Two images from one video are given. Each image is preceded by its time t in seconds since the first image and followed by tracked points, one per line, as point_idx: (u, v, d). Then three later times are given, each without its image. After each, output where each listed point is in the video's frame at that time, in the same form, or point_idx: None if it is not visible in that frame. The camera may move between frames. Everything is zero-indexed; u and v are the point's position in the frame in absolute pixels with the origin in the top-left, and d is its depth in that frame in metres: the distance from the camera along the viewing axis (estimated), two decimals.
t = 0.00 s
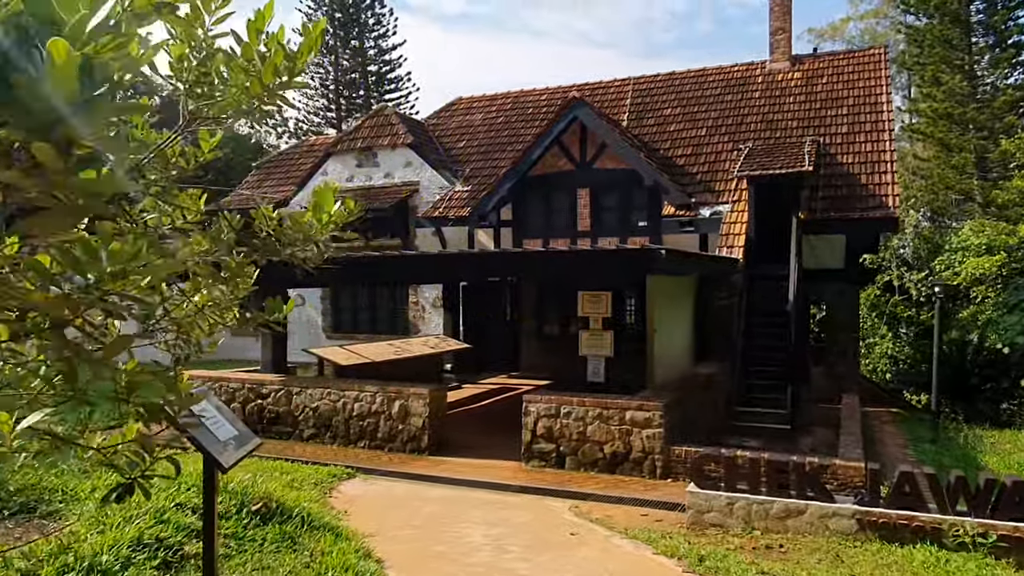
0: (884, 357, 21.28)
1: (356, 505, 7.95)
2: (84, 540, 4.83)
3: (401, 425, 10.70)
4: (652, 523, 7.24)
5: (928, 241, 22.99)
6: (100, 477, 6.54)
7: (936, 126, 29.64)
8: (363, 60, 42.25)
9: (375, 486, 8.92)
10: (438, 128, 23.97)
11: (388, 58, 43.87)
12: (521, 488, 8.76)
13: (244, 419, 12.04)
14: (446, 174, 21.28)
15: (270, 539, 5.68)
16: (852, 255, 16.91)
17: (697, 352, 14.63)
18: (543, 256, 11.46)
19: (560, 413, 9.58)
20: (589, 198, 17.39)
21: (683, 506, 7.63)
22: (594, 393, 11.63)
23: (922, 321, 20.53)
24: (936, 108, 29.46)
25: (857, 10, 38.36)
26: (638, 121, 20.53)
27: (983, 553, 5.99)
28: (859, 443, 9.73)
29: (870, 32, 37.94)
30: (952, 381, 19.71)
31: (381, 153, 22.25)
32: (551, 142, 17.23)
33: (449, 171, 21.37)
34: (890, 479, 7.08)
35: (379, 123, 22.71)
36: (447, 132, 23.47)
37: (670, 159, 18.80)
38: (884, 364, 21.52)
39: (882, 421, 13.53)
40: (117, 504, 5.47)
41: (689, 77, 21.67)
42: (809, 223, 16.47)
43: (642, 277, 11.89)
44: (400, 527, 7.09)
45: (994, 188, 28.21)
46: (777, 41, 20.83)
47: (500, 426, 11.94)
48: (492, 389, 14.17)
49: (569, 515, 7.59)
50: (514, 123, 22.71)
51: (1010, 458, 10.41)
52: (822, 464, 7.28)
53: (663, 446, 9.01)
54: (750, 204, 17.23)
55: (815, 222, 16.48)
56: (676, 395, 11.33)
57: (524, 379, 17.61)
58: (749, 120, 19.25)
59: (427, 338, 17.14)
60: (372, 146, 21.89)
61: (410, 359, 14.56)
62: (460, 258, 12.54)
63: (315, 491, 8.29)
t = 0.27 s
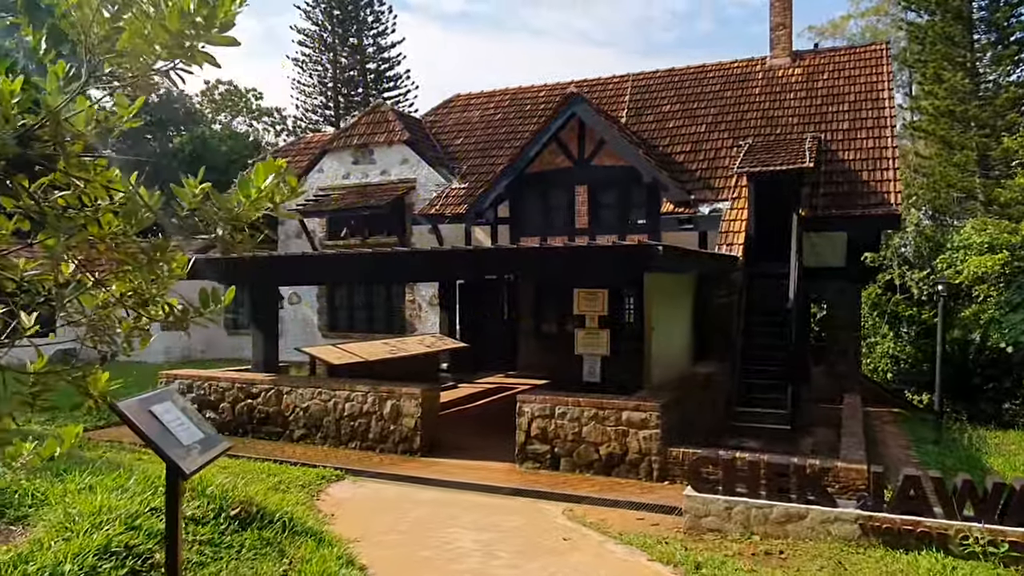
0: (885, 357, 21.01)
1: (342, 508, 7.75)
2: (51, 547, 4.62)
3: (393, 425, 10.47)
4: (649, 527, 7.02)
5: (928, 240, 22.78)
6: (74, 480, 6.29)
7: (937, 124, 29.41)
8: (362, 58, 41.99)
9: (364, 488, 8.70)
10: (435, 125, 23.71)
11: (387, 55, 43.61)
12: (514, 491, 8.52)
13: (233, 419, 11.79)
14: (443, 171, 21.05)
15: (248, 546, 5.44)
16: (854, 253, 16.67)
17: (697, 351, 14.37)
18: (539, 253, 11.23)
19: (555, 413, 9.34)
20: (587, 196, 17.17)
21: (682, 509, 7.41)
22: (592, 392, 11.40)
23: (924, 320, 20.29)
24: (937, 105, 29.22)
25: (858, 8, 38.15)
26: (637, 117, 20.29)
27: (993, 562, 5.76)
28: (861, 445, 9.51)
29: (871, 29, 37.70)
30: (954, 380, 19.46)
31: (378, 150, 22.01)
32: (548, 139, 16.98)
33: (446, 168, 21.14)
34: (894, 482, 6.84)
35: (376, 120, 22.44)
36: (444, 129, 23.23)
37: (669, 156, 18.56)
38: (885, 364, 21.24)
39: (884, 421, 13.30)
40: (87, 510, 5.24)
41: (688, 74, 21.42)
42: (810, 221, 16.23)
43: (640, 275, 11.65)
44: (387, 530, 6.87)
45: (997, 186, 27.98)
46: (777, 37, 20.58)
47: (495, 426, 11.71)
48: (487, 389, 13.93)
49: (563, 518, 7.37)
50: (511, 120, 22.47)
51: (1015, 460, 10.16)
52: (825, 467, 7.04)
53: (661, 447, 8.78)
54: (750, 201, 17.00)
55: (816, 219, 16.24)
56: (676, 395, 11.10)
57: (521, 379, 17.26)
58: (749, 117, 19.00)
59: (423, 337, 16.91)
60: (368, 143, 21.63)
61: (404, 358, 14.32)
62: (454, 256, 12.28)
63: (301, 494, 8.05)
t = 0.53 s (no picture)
0: (884, 356, 20.65)
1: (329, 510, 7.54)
2: (13, 554, 4.41)
3: (384, 425, 10.24)
4: (645, 531, 6.82)
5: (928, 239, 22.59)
6: (47, 483, 6.08)
7: (937, 122, 29.20)
8: (359, 55, 41.66)
9: (353, 489, 8.47)
10: (431, 121, 23.46)
11: (384, 52, 43.31)
12: (507, 492, 8.31)
13: (222, 419, 11.54)
14: (438, 168, 20.80)
15: (226, 552, 5.23)
16: (854, 251, 16.46)
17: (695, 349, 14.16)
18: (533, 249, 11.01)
19: (550, 413, 9.12)
20: (584, 192, 16.95)
21: (680, 512, 7.22)
22: (588, 391, 11.19)
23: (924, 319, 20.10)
24: (936, 103, 29.01)
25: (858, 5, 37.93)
26: (634, 113, 20.06)
27: (1002, 568, 5.57)
28: (862, 445, 9.31)
29: (870, 26, 37.50)
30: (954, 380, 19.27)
31: (372, 146, 21.75)
32: (545, 135, 16.73)
33: (441, 165, 20.91)
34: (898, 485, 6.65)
35: (371, 115, 22.15)
36: (440, 125, 22.99)
37: (667, 152, 18.34)
38: (884, 363, 20.87)
39: (884, 421, 13.11)
40: (56, 514, 5.03)
41: (687, 70, 21.20)
42: (809, 218, 16.02)
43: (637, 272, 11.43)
44: (375, 534, 6.65)
45: (996, 184, 27.79)
46: (777, 32, 20.37)
47: (489, 425, 11.49)
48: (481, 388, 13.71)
49: (557, 521, 7.17)
50: (507, 116, 22.23)
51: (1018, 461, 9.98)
52: (827, 468, 6.84)
53: (658, 448, 8.57)
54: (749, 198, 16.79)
55: (816, 216, 16.04)
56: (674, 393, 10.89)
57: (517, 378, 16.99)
58: (748, 113, 18.79)
59: (417, 335, 16.68)
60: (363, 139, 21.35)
61: (397, 357, 14.08)
62: (448, 253, 12.04)
63: (288, 496, 7.82)
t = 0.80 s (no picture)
0: (873, 355, 20.48)
1: (307, 513, 7.28)
2: None
3: (367, 425, 9.96)
4: (634, 534, 6.59)
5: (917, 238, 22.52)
6: (7, 485, 5.75)
7: (926, 121, 29.20)
8: (347, 51, 41.25)
9: (334, 491, 8.21)
10: (418, 117, 23.16)
11: (372, 49, 42.95)
12: (493, 494, 8.06)
13: (201, 419, 11.24)
14: (426, 164, 20.51)
15: (194, 560, 4.96)
16: (844, 249, 16.32)
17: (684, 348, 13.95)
18: (521, 245, 10.76)
19: (537, 413, 8.88)
20: (573, 189, 16.72)
21: (669, 515, 7.00)
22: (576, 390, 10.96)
23: (913, 318, 20.00)
24: (925, 102, 29.01)
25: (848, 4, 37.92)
26: (624, 110, 19.86)
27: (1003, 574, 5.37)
28: (854, 445, 9.13)
29: (860, 25, 37.51)
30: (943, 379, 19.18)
31: (359, 142, 21.42)
32: (533, 131, 16.49)
33: (429, 161, 20.62)
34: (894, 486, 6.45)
35: (357, 111, 21.82)
36: (427, 121, 22.70)
37: (657, 149, 18.14)
38: (873, 362, 20.69)
39: (875, 420, 12.95)
40: (11, 519, 4.72)
41: (677, 67, 21.01)
42: (800, 215, 15.87)
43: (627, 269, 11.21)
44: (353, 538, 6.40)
45: (985, 184, 27.81)
46: (768, 29, 20.22)
47: (475, 425, 11.24)
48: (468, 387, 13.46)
49: (544, 524, 6.94)
50: (496, 112, 21.97)
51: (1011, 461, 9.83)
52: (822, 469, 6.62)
53: (648, 449, 8.35)
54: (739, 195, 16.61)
55: (807, 213, 15.88)
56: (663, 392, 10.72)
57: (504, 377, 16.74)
58: (739, 110, 18.62)
59: (403, 334, 16.39)
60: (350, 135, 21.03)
61: (382, 356, 13.80)
62: (433, 250, 11.78)
63: (265, 499, 7.54)
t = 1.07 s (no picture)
0: (851, 355, 20.31)
1: (272, 525, 6.98)
2: None
3: (339, 431, 9.65)
4: (613, 543, 6.39)
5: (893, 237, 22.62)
6: None
7: (901, 122, 29.42)
8: (323, 50, 40.75)
9: (302, 501, 7.90)
10: (394, 117, 22.83)
11: (349, 48, 42.49)
12: (468, 503, 7.81)
13: (166, 426, 10.85)
14: (402, 164, 20.20)
15: None
16: (822, 249, 16.28)
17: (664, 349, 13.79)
18: (497, 245, 10.50)
19: (513, 417, 8.63)
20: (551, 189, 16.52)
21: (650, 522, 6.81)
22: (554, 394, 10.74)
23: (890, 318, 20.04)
24: (900, 104, 29.23)
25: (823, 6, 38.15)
26: (602, 109, 19.69)
27: None
28: (835, 447, 9.00)
29: (835, 27, 37.77)
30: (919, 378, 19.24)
31: (334, 141, 21.06)
32: (510, 130, 16.26)
33: (404, 161, 20.31)
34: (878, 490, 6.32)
35: (332, 110, 21.44)
36: (403, 120, 22.38)
37: (635, 149, 17.98)
38: (850, 362, 20.44)
39: (854, 421, 12.89)
40: None
41: (655, 66, 20.89)
42: (778, 215, 15.79)
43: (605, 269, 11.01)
44: (321, 552, 6.13)
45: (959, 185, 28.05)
46: (745, 29, 20.17)
47: (450, 430, 10.97)
48: (444, 391, 13.18)
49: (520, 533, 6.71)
50: (473, 111, 21.70)
51: (990, 462, 9.78)
52: (806, 474, 6.46)
53: (627, 454, 8.14)
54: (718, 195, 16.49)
55: (785, 213, 15.81)
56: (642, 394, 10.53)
57: (481, 379, 16.48)
58: (717, 109, 18.53)
59: (379, 336, 16.08)
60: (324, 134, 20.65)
61: (356, 359, 13.47)
62: (408, 251, 11.49)
63: (229, 511, 7.23)
